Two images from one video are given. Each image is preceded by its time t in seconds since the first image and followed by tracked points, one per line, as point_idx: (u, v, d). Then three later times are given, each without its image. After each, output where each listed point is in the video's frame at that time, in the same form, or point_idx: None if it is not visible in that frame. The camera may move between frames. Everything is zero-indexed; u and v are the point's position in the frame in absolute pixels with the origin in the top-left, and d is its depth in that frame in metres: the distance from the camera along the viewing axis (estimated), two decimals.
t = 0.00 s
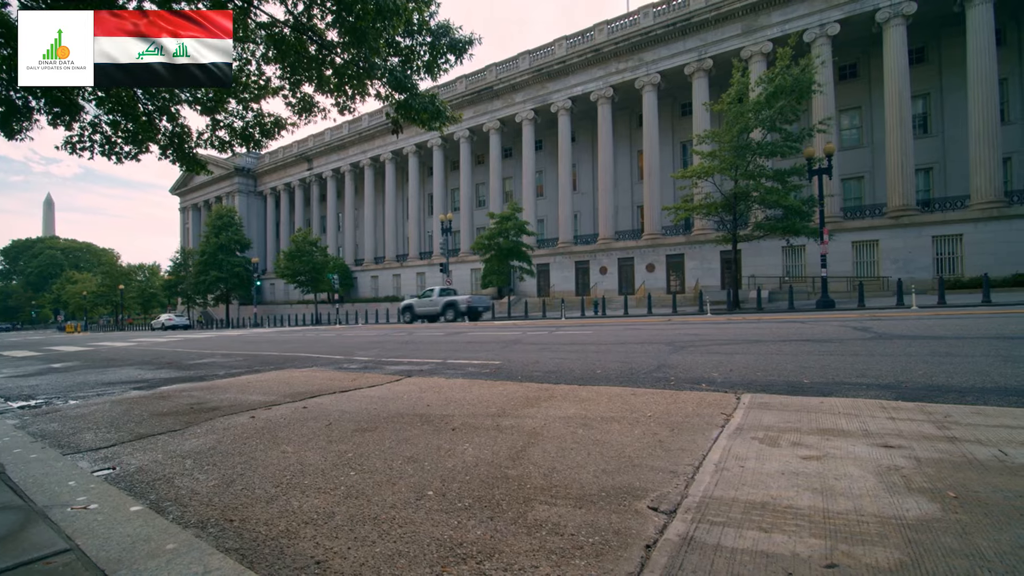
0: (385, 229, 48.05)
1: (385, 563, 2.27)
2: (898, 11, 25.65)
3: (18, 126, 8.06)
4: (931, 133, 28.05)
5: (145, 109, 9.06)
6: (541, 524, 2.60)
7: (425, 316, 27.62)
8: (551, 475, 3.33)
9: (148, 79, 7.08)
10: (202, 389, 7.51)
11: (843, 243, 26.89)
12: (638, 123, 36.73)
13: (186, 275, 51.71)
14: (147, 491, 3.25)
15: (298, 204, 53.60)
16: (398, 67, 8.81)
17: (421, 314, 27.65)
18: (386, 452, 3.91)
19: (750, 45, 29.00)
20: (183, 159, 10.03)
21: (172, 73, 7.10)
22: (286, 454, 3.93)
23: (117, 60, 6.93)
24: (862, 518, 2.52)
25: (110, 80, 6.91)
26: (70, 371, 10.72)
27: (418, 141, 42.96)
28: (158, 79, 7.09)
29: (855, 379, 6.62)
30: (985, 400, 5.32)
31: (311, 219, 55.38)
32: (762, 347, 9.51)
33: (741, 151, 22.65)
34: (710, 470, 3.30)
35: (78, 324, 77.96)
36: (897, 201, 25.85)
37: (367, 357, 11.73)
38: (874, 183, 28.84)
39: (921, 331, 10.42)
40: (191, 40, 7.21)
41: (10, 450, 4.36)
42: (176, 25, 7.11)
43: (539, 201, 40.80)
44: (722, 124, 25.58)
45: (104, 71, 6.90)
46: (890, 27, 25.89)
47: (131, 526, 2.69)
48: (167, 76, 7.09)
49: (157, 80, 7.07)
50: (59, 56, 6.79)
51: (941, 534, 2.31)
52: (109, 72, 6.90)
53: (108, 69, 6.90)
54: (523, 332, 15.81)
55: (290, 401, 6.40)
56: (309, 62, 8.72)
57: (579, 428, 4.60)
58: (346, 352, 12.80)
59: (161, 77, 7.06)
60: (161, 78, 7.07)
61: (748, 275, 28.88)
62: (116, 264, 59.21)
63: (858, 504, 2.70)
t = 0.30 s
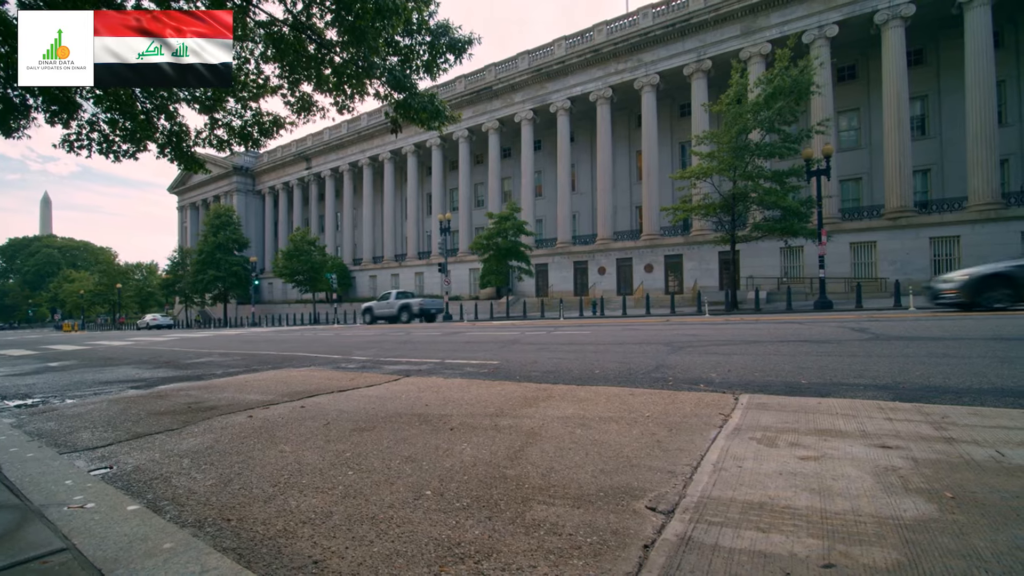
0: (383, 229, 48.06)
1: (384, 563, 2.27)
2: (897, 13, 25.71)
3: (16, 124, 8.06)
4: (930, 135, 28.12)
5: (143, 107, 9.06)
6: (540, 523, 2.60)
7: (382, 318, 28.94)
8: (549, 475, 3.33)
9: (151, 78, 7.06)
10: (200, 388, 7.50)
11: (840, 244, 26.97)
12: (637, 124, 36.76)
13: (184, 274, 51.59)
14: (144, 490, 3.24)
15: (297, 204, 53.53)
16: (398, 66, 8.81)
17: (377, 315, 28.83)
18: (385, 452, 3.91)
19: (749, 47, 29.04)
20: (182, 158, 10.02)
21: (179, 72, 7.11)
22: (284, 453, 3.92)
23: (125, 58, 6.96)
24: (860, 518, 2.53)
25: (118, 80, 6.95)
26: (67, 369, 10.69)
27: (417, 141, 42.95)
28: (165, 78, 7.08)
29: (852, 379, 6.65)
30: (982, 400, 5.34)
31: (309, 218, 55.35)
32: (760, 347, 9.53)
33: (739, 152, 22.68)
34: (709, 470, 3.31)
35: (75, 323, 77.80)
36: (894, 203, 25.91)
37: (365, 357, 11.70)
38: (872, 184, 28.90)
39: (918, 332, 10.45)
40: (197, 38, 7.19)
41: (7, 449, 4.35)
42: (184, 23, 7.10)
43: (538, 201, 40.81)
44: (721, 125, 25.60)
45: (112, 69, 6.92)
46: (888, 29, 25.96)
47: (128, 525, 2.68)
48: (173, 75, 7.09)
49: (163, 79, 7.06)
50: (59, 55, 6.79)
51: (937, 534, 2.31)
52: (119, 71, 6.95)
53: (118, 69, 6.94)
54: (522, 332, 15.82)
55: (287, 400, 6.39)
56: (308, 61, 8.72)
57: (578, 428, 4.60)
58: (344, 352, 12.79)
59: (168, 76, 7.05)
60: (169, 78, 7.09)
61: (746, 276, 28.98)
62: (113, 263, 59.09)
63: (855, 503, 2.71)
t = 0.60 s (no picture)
0: (379, 228, 47.95)
1: (376, 563, 2.26)
2: (891, 18, 25.91)
3: (7, 120, 8.01)
4: (923, 139, 28.32)
5: (137, 104, 9.01)
6: (533, 524, 2.60)
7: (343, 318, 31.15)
8: (543, 475, 3.34)
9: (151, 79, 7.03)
10: (192, 387, 7.46)
11: (835, 247, 27.10)
12: (633, 125, 36.86)
13: (178, 272, 51.26)
14: (134, 490, 3.23)
15: (292, 203, 53.31)
16: (394, 65, 8.80)
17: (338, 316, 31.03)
18: (379, 452, 3.90)
19: (745, 50, 29.17)
20: (176, 156, 9.98)
21: (185, 71, 7.11)
22: (277, 453, 3.91)
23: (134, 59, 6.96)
24: (851, 519, 2.54)
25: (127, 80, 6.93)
26: (58, 368, 10.61)
27: (413, 141, 42.91)
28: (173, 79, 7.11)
29: (845, 381, 6.69)
30: (972, 403, 5.39)
31: (305, 217, 55.20)
32: (754, 349, 9.57)
33: (735, 155, 22.76)
34: (702, 470, 3.32)
35: (67, 321, 77.14)
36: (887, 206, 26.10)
37: (359, 356, 11.68)
38: (866, 188, 29.06)
39: (911, 334, 10.52)
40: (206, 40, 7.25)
41: None
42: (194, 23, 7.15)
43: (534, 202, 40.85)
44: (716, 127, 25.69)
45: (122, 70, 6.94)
46: (882, 33, 26.13)
47: (118, 525, 2.66)
48: (180, 75, 7.11)
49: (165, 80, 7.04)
50: (59, 55, 6.75)
51: (928, 535, 2.33)
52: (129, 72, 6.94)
53: (128, 69, 6.96)
54: (517, 332, 15.81)
55: (281, 400, 6.37)
56: (304, 59, 8.69)
57: (572, 428, 4.61)
58: (339, 351, 12.76)
59: (174, 76, 7.08)
60: (176, 78, 7.12)
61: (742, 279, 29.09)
62: (106, 260, 58.72)
63: (847, 505, 2.73)
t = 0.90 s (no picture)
0: (371, 228, 47.69)
1: (361, 564, 2.26)
2: (879, 26, 26.25)
3: None
4: (909, 145, 28.75)
5: (124, 100, 8.91)
6: (520, 525, 2.61)
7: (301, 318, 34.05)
8: (531, 476, 3.34)
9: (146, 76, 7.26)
10: (178, 387, 7.37)
11: (823, 251, 27.44)
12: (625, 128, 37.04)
13: (165, 270, 50.54)
14: (116, 492, 3.19)
15: (283, 201, 52.81)
16: (386, 65, 8.78)
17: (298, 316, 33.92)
18: (366, 453, 3.89)
19: (736, 55, 29.44)
20: (164, 152, 9.87)
21: (190, 70, 7.35)
22: (263, 454, 3.88)
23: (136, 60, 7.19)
24: (834, 519, 2.57)
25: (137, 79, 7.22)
26: (41, 367, 10.42)
27: (405, 140, 42.75)
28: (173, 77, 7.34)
29: (830, 383, 6.77)
30: (953, 405, 5.48)
31: (295, 216, 54.77)
32: (742, 352, 9.65)
33: (726, 159, 22.83)
34: (688, 471, 3.35)
35: (52, 319, 75.75)
36: (875, 211, 26.43)
37: (349, 357, 11.61)
38: (854, 193, 29.43)
39: (896, 338, 10.67)
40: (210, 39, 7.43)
41: None
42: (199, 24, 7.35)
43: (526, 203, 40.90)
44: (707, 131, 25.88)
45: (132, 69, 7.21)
46: (871, 41, 26.47)
47: (98, 527, 2.63)
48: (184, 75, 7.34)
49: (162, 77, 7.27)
50: (59, 56, 6.99)
51: (907, 535, 2.37)
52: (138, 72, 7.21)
53: (136, 69, 7.21)
54: (509, 333, 15.79)
55: (269, 400, 6.32)
56: (296, 58, 8.63)
57: (560, 429, 4.62)
58: (328, 351, 12.67)
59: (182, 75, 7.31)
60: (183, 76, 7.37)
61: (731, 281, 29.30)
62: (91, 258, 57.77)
63: (829, 505, 2.77)
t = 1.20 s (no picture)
0: (358, 227, 47.32)
1: (338, 568, 2.24)
2: (861, 36, 26.78)
3: None
4: (889, 153, 29.36)
5: (105, 94, 8.75)
6: (501, 527, 2.60)
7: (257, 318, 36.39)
8: (514, 478, 3.34)
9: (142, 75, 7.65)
10: (158, 388, 7.24)
11: (806, 255, 27.89)
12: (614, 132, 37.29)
13: (146, 268, 49.59)
14: (88, 496, 3.12)
15: (269, 199, 52.19)
16: (375, 64, 8.77)
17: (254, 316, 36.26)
18: (348, 455, 3.86)
19: (723, 61, 29.79)
20: (146, 149, 9.71)
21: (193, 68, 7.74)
22: (243, 456, 3.84)
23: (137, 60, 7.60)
24: (809, 520, 2.62)
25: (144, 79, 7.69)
26: (15, 367, 10.16)
27: (394, 140, 42.55)
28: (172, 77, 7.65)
29: (810, 386, 6.88)
30: (928, 407, 5.62)
31: (282, 215, 54.17)
32: (726, 354, 9.77)
33: (712, 163, 23.20)
34: (669, 473, 3.38)
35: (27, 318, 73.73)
36: (857, 216, 26.93)
37: (334, 357, 11.51)
38: (837, 199, 29.94)
39: (876, 341, 10.88)
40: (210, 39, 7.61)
41: None
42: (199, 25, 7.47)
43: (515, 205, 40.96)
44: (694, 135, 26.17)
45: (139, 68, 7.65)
46: (853, 50, 26.99)
47: (68, 531, 2.57)
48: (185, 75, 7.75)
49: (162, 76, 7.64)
50: (59, 56, 7.38)
51: (879, 535, 2.42)
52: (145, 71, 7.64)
53: (143, 67, 7.63)
54: (496, 335, 15.77)
55: (250, 401, 6.25)
56: (283, 55, 8.57)
57: (545, 431, 4.64)
58: (312, 352, 12.55)
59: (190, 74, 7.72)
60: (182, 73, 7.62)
61: (717, 285, 29.62)
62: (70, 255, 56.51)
63: (806, 506, 2.81)
